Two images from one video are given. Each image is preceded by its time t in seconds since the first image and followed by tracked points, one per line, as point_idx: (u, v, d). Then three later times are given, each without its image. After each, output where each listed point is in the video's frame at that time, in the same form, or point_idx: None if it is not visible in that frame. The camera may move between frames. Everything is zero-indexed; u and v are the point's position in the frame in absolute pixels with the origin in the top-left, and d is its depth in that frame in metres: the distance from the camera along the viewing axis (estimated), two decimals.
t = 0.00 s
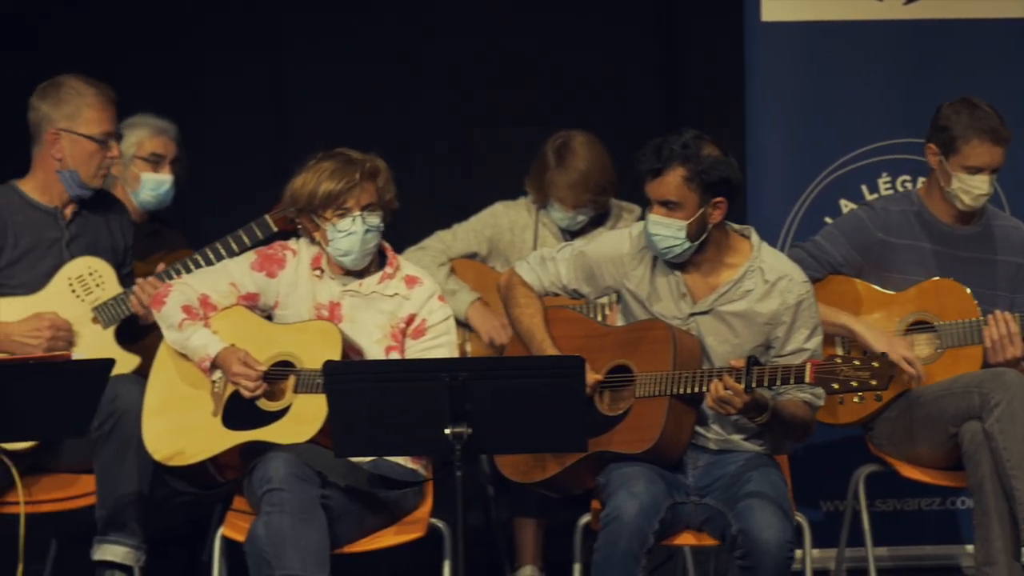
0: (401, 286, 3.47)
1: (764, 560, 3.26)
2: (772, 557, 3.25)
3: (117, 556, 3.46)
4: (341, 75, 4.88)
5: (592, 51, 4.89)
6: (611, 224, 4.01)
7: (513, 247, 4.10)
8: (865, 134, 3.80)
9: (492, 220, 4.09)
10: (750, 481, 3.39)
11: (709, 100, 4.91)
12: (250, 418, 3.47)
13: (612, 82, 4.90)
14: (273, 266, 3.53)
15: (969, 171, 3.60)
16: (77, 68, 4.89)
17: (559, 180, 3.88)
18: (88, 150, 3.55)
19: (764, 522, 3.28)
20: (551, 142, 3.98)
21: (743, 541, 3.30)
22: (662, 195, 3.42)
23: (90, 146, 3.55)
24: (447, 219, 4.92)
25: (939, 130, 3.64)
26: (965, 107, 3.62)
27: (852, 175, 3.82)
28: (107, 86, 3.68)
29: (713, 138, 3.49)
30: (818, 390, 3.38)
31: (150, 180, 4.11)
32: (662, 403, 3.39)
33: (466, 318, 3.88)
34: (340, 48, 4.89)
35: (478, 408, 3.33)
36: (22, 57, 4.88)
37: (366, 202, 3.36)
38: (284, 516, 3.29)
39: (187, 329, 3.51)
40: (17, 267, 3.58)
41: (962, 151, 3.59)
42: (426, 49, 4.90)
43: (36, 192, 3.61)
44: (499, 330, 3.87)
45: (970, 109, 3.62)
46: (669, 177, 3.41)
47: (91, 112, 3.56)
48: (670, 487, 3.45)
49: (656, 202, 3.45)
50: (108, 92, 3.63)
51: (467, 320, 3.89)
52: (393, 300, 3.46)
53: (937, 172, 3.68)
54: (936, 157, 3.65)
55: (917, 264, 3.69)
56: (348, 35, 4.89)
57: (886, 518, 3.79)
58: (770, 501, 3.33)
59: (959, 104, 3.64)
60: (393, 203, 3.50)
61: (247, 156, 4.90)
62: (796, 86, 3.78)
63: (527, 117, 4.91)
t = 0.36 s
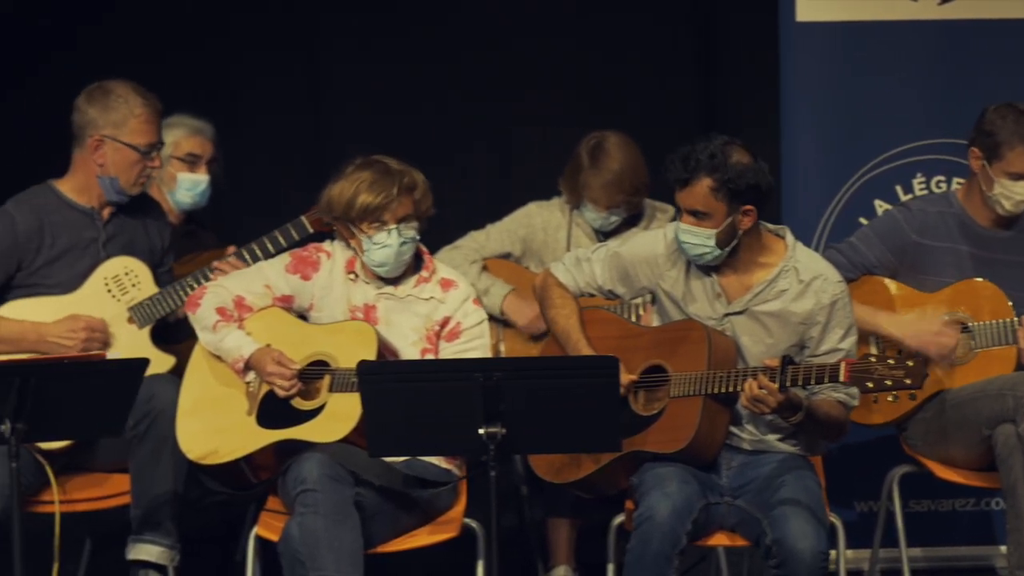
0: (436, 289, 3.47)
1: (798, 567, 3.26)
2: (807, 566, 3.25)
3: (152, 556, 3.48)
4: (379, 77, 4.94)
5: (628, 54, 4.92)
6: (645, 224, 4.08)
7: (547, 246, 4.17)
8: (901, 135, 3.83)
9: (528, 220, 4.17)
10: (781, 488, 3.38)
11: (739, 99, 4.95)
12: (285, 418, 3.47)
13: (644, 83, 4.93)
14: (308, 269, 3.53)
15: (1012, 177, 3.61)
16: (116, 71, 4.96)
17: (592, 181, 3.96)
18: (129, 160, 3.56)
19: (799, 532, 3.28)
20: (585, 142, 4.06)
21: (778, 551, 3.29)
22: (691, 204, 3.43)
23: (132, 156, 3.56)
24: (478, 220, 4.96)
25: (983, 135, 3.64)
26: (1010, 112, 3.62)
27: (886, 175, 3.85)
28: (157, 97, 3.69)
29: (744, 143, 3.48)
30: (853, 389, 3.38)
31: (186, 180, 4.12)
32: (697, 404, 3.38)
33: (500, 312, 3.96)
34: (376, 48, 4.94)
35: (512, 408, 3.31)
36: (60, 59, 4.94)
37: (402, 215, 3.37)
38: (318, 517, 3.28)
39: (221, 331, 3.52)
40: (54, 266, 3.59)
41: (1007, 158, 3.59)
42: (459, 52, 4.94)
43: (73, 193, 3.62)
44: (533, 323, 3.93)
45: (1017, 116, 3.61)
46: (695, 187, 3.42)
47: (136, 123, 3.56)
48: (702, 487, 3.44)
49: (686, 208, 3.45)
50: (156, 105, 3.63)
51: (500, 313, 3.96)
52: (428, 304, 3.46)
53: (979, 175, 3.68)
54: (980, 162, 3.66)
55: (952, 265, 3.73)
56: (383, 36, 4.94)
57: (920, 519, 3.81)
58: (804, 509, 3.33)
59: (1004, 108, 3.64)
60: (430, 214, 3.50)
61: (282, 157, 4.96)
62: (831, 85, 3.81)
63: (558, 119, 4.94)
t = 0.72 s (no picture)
0: (463, 287, 3.44)
1: (826, 562, 3.25)
2: (834, 560, 3.24)
3: (180, 555, 3.46)
4: (405, 76, 4.96)
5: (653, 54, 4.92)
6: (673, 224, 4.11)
7: (575, 247, 4.19)
8: (929, 135, 3.83)
9: (555, 219, 4.19)
10: (811, 483, 3.38)
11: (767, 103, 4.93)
12: (312, 417, 3.47)
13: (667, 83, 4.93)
14: (336, 267, 3.53)
15: None
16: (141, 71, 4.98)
17: (621, 183, 4.00)
18: (161, 161, 3.58)
19: (827, 525, 3.27)
20: (615, 143, 4.08)
21: (805, 544, 3.29)
22: (719, 190, 3.43)
23: (164, 158, 3.58)
24: (502, 221, 4.96)
25: (1012, 136, 3.63)
26: None
27: (915, 175, 3.87)
28: (189, 101, 3.71)
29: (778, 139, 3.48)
30: (879, 389, 3.36)
31: (211, 179, 4.17)
32: (725, 404, 3.38)
33: (528, 312, 3.99)
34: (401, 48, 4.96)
35: (540, 408, 3.28)
36: (85, 59, 4.97)
37: (430, 204, 3.34)
38: (345, 516, 3.26)
39: (250, 329, 3.52)
40: (84, 266, 3.60)
41: None
42: (483, 52, 4.95)
43: (104, 193, 3.63)
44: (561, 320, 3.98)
45: None
46: (723, 175, 3.43)
47: (169, 125, 3.58)
48: (732, 487, 3.45)
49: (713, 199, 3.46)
50: (189, 108, 3.65)
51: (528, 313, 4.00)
52: (455, 303, 3.43)
53: (1007, 175, 3.70)
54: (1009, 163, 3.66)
55: (981, 265, 3.77)
56: (406, 36, 4.96)
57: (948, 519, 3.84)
58: (833, 503, 3.33)
59: None
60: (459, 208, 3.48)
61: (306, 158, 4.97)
62: (859, 85, 3.83)
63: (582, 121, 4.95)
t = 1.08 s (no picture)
0: (489, 287, 3.42)
1: (849, 567, 3.25)
2: (858, 567, 3.24)
3: (205, 555, 3.46)
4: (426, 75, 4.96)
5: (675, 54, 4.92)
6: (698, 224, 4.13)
7: (600, 247, 4.24)
8: (953, 135, 3.85)
9: (579, 219, 4.24)
10: (834, 488, 3.36)
11: (793, 102, 4.90)
12: (335, 417, 3.45)
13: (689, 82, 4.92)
14: (362, 266, 3.52)
15: None
16: (162, 70, 4.98)
17: (646, 182, 4.03)
18: (185, 161, 3.59)
19: (851, 531, 3.27)
20: (639, 145, 4.12)
21: (829, 551, 3.29)
22: (738, 203, 3.42)
23: (188, 158, 3.59)
24: (523, 221, 4.97)
25: None
26: None
27: (940, 175, 3.88)
28: (212, 99, 3.73)
29: (799, 147, 3.46)
30: (904, 391, 3.35)
31: (239, 180, 4.20)
32: (749, 405, 3.37)
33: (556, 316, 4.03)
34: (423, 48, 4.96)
35: (565, 409, 3.25)
36: (106, 60, 4.98)
37: (457, 206, 3.34)
38: (370, 514, 3.25)
39: (276, 327, 3.52)
40: (107, 267, 3.60)
41: None
42: (504, 53, 4.95)
43: (128, 193, 3.64)
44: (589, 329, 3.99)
45: None
46: (741, 189, 3.41)
47: (192, 125, 3.59)
48: (755, 488, 3.43)
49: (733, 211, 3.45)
50: (213, 108, 3.67)
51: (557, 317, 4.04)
52: (481, 303, 3.42)
53: None
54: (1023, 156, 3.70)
55: (1005, 264, 3.78)
56: (428, 36, 4.96)
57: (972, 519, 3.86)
58: (857, 511, 3.31)
59: None
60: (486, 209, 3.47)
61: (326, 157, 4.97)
62: (884, 85, 3.85)
63: (604, 120, 4.94)
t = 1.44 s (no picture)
0: (510, 289, 3.43)
1: (872, 563, 3.25)
2: (880, 562, 3.24)
3: (224, 556, 3.47)
4: (445, 75, 5.01)
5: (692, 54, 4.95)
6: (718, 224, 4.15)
7: (620, 247, 4.27)
8: (973, 136, 3.87)
9: (600, 220, 4.27)
10: (855, 486, 3.36)
11: (812, 103, 4.91)
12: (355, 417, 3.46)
13: (707, 83, 4.94)
14: (382, 267, 3.52)
15: None
16: (183, 70, 5.05)
17: (664, 182, 4.05)
18: (207, 161, 3.60)
19: (872, 527, 3.27)
20: (659, 144, 4.14)
21: (851, 547, 3.29)
22: (762, 189, 3.44)
23: (209, 158, 3.60)
24: (542, 222, 5.02)
25: None
26: None
27: (961, 176, 3.89)
28: (234, 99, 3.74)
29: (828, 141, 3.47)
30: (924, 392, 3.34)
31: (258, 180, 4.26)
32: (768, 405, 3.37)
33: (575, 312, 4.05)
34: (443, 47, 5.02)
35: (585, 409, 3.22)
36: (130, 59, 5.06)
37: (480, 216, 3.35)
38: (390, 516, 3.25)
39: (295, 329, 3.51)
40: (128, 266, 3.61)
41: None
42: (523, 53, 5.00)
43: (149, 193, 3.66)
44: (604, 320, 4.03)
45: None
46: (768, 175, 3.44)
47: (214, 125, 3.60)
48: (774, 488, 3.42)
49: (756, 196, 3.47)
50: (234, 107, 3.68)
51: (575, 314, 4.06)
52: (502, 304, 3.43)
53: None
54: None
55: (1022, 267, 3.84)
56: (447, 36, 5.01)
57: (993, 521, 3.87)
58: (879, 508, 3.31)
59: None
60: (508, 215, 3.49)
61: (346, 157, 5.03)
62: (904, 86, 3.88)
63: (624, 120, 4.97)
